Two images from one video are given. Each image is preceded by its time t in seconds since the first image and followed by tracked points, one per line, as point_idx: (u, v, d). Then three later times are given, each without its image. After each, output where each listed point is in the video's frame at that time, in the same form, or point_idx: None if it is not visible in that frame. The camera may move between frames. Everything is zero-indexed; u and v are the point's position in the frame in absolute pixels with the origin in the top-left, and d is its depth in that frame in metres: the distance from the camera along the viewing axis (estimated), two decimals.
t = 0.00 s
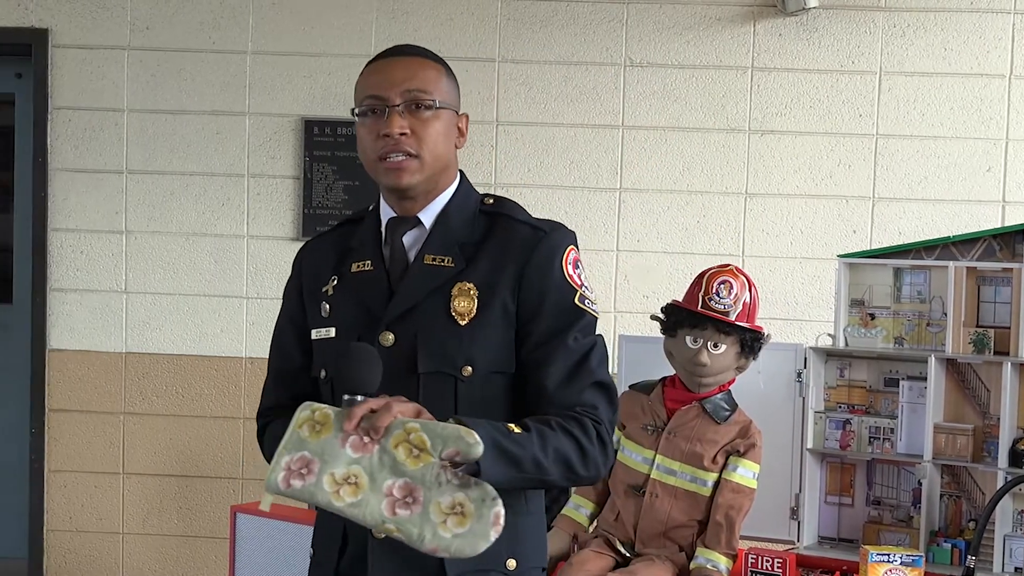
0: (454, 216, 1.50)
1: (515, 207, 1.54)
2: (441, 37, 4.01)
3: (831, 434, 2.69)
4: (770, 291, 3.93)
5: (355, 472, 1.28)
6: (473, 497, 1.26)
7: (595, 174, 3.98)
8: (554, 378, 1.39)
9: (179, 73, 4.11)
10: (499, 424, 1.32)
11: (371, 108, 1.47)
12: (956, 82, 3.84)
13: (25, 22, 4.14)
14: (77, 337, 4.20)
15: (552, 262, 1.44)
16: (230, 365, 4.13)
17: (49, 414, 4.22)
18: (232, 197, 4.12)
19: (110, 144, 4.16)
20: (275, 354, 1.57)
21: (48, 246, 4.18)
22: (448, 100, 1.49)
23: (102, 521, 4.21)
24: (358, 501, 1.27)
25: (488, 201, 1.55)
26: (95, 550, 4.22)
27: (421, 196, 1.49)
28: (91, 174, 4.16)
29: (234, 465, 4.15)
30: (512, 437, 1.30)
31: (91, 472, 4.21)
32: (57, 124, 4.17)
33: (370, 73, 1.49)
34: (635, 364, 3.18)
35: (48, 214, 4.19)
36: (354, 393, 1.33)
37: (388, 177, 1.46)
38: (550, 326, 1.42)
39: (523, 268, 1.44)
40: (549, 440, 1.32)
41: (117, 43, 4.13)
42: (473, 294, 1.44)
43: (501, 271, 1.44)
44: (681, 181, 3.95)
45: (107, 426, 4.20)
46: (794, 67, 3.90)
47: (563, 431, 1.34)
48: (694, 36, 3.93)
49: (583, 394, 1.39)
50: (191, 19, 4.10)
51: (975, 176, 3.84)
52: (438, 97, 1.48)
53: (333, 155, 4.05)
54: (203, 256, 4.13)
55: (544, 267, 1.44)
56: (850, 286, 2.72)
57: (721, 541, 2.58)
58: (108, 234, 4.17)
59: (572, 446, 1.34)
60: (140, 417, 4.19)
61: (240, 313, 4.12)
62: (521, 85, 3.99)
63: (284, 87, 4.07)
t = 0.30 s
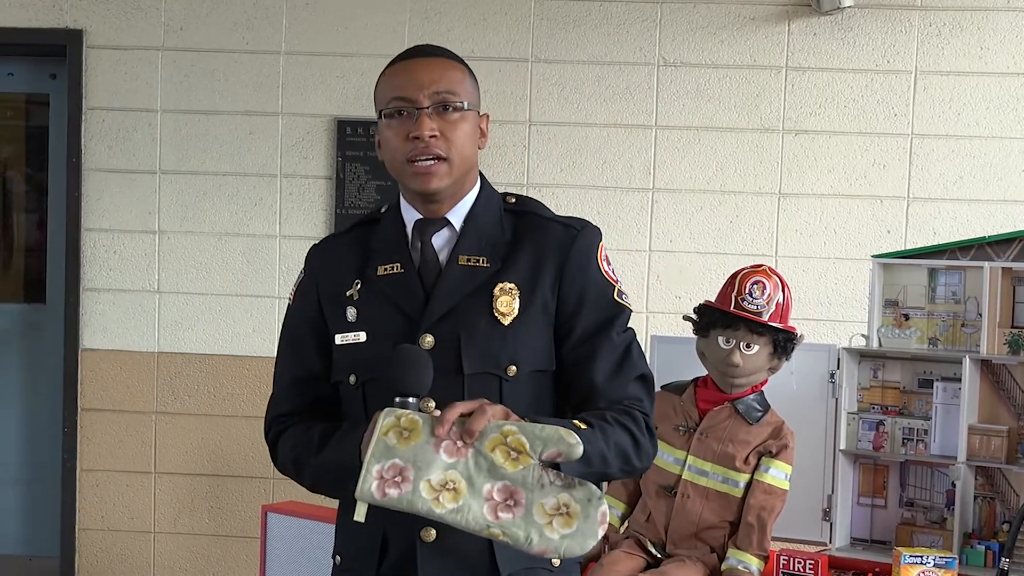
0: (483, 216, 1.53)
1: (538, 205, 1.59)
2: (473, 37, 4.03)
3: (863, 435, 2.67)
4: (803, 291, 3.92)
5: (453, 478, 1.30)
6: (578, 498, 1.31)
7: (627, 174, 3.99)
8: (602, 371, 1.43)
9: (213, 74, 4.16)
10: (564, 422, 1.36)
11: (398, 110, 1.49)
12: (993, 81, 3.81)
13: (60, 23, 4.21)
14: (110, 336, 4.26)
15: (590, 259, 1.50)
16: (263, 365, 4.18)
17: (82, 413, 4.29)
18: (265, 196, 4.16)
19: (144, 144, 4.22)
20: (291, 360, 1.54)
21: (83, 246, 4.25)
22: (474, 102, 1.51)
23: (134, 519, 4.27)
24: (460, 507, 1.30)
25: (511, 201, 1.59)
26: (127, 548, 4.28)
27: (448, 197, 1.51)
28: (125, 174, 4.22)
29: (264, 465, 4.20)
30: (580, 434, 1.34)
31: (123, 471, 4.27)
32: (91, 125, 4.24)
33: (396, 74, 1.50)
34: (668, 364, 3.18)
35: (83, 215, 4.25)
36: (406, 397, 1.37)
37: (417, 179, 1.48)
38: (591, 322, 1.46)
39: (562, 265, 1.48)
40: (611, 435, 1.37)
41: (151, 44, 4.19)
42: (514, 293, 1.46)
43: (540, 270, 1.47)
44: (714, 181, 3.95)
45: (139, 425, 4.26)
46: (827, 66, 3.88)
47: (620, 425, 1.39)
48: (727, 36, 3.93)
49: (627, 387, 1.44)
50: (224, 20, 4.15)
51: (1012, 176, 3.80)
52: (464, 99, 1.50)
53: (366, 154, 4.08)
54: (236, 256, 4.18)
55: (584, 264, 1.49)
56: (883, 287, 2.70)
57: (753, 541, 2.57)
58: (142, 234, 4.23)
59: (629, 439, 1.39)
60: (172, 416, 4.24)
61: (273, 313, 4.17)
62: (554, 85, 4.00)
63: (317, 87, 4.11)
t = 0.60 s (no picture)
0: (502, 217, 1.52)
1: (555, 208, 1.59)
2: (480, 37, 4.03)
3: (870, 436, 2.67)
4: (809, 292, 3.91)
5: (492, 490, 1.30)
6: (619, 508, 1.31)
7: (633, 175, 3.99)
8: (623, 375, 1.42)
9: (219, 74, 4.17)
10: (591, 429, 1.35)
11: (421, 106, 1.49)
12: (999, 81, 3.80)
13: (66, 23, 4.23)
14: (116, 337, 4.27)
15: (610, 263, 1.50)
16: (268, 365, 4.19)
17: (87, 413, 4.30)
18: (271, 197, 4.17)
19: (150, 144, 4.23)
20: (303, 363, 1.51)
21: (88, 246, 4.26)
22: (496, 102, 1.52)
23: (140, 520, 4.28)
24: (500, 519, 1.30)
25: (528, 203, 1.59)
26: (132, 548, 4.29)
27: (467, 196, 1.51)
28: (130, 174, 4.24)
29: (269, 466, 4.21)
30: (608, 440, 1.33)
31: (129, 472, 4.28)
32: (98, 126, 4.25)
33: (421, 71, 1.51)
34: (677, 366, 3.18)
35: (88, 215, 4.26)
36: (433, 399, 1.36)
37: (438, 175, 1.47)
38: (613, 325, 1.46)
39: (583, 268, 1.48)
40: (635, 441, 1.36)
41: (157, 44, 4.20)
42: (537, 295, 1.45)
43: (562, 272, 1.47)
44: (720, 182, 3.95)
45: (144, 425, 4.27)
46: (834, 67, 3.88)
47: (642, 429, 1.38)
48: (734, 36, 3.93)
49: (648, 391, 1.43)
50: (230, 20, 4.16)
51: (1019, 176, 3.80)
52: (487, 99, 1.51)
53: (372, 155, 4.09)
54: (242, 256, 4.19)
55: (605, 268, 1.49)
56: (889, 287, 2.70)
57: (759, 543, 2.57)
58: (148, 234, 4.24)
59: (650, 443, 1.38)
60: (178, 416, 4.25)
61: (278, 313, 4.18)
62: (561, 85, 4.00)
63: (323, 87, 4.12)
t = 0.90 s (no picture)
0: (512, 216, 1.51)
1: (565, 209, 1.58)
2: (480, 37, 4.04)
3: (869, 436, 2.66)
4: (808, 292, 3.91)
5: (507, 443, 1.30)
6: (635, 462, 1.30)
7: (633, 175, 3.99)
8: (636, 374, 1.41)
9: (219, 74, 4.17)
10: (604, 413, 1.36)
11: (434, 101, 1.48)
12: (999, 82, 3.80)
13: (66, 24, 4.23)
14: (116, 337, 4.27)
15: (622, 263, 1.49)
16: (268, 365, 4.19)
17: (87, 413, 4.30)
18: (271, 197, 4.17)
19: (149, 144, 4.23)
20: (310, 362, 1.51)
21: (88, 246, 4.26)
22: (510, 102, 1.51)
23: (139, 520, 4.28)
24: (515, 470, 1.29)
25: (538, 203, 1.58)
26: (132, 549, 4.29)
27: (477, 196, 1.50)
28: (130, 174, 4.24)
29: (269, 465, 4.20)
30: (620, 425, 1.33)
31: (129, 471, 4.28)
32: (97, 126, 4.25)
33: (436, 67, 1.50)
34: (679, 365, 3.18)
35: (88, 215, 4.26)
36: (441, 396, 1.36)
37: (447, 173, 1.46)
38: (624, 326, 1.45)
39: (594, 269, 1.47)
40: (648, 430, 1.36)
41: (157, 44, 4.20)
42: (546, 295, 1.45)
43: (572, 273, 1.47)
44: (720, 182, 3.95)
45: (144, 426, 4.27)
46: (833, 67, 3.88)
47: (655, 420, 1.39)
48: (734, 37, 3.93)
49: (660, 391, 1.42)
50: (230, 20, 4.16)
51: (1018, 176, 3.80)
52: (501, 97, 1.49)
53: (371, 155, 4.09)
54: (241, 257, 4.19)
55: (616, 269, 1.48)
56: (889, 287, 2.70)
57: (758, 543, 2.56)
58: (148, 234, 4.24)
59: (663, 436, 1.38)
60: (177, 416, 4.25)
61: (278, 313, 4.17)
62: (561, 85, 4.00)
63: (323, 88, 4.12)
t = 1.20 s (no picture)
0: (518, 217, 1.51)
1: (570, 210, 1.57)
2: (479, 37, 4.04)
3: (867, 436, 2.66)
4: (807, 292, 3.91)
5: (513, 465, 1.28)
6: (641, 484, 1.27)
7: (631, 175, 3.99)
8: (641, 376, 1.41)
9: (217, 75, 4.17)
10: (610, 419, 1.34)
11: (446, 101, 1.47)
12: (997, 82, 3.80)
13: (64, 24, 4.22)
14: (114, 337, 4.27)
15: (627, 265, 1.49)
16: (266, 365, 4.19)
17: (85, 414, 4.29)
18: (269, 197, 4.17)
19: (147, 145, 4.22)
20: (314, 361, 1.50)
21: (86, 246, 4.26)
22: (521, 102, 1.50)
23: (137, 521, 4.28)
24: (520, 493, 1.27)
25: (544, 204, 1.58)
26: (130, 549, 4.28)
27: (486, 197, 1.49)
28: (128, 175, 4.23)
29: (267, 465, 4.20)
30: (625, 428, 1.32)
31: (127, 472, 4.28)
32: (95, 126, 4.25)
33: (447, 66, 1.48)
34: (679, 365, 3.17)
35: (86, 216, 4.26)
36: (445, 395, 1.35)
37: (459, 174, 1.45)
38: (629, 328, 1.45)
39: (600, 271, 1.47)
40: (652, 434, 1.35)
41: (155, 44, 4.20)
42: (552, 296, 1.44)
43: (578, 274, 1.46)
44: (718, 182, 3.95)
45: (142, 426, 4.27)
46: (832, 67, 3.88)
47: (660, 428, 1.37)
48: (732, 37, 3.93)
49: (665, 393, 1.42)
50: (228, 20, 4.16)
51: (1017, 176, 3.80)
52: (513, 98, 1.48)
53: (370, 155, 4.09)
54: (239, 257, 4.19)
55: (622, 270, 1.48)
56: (888, 288, 2.70)
57: (757, 543, 2.56)
58: (146, 235, 4.23)
59: (667, 442, 1.37)
60: (176, 416, 4.25)
61: (275, 313, 4.17)
62: (559, 85, 4.00)
63: (321, 88, 4.12)
